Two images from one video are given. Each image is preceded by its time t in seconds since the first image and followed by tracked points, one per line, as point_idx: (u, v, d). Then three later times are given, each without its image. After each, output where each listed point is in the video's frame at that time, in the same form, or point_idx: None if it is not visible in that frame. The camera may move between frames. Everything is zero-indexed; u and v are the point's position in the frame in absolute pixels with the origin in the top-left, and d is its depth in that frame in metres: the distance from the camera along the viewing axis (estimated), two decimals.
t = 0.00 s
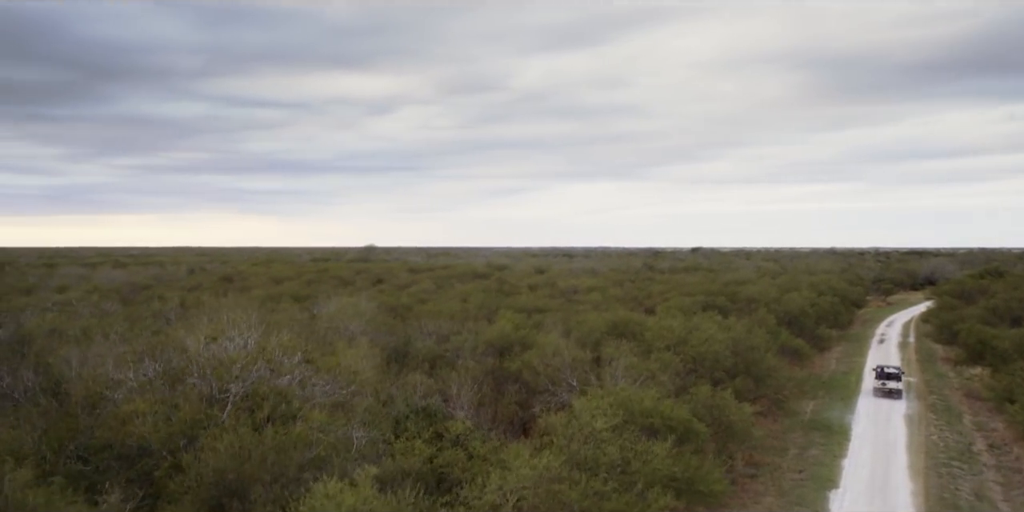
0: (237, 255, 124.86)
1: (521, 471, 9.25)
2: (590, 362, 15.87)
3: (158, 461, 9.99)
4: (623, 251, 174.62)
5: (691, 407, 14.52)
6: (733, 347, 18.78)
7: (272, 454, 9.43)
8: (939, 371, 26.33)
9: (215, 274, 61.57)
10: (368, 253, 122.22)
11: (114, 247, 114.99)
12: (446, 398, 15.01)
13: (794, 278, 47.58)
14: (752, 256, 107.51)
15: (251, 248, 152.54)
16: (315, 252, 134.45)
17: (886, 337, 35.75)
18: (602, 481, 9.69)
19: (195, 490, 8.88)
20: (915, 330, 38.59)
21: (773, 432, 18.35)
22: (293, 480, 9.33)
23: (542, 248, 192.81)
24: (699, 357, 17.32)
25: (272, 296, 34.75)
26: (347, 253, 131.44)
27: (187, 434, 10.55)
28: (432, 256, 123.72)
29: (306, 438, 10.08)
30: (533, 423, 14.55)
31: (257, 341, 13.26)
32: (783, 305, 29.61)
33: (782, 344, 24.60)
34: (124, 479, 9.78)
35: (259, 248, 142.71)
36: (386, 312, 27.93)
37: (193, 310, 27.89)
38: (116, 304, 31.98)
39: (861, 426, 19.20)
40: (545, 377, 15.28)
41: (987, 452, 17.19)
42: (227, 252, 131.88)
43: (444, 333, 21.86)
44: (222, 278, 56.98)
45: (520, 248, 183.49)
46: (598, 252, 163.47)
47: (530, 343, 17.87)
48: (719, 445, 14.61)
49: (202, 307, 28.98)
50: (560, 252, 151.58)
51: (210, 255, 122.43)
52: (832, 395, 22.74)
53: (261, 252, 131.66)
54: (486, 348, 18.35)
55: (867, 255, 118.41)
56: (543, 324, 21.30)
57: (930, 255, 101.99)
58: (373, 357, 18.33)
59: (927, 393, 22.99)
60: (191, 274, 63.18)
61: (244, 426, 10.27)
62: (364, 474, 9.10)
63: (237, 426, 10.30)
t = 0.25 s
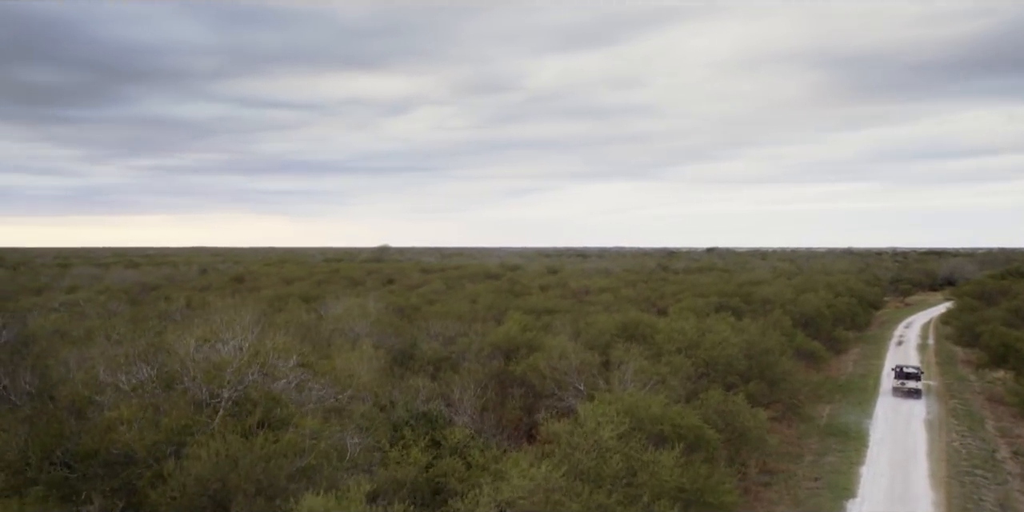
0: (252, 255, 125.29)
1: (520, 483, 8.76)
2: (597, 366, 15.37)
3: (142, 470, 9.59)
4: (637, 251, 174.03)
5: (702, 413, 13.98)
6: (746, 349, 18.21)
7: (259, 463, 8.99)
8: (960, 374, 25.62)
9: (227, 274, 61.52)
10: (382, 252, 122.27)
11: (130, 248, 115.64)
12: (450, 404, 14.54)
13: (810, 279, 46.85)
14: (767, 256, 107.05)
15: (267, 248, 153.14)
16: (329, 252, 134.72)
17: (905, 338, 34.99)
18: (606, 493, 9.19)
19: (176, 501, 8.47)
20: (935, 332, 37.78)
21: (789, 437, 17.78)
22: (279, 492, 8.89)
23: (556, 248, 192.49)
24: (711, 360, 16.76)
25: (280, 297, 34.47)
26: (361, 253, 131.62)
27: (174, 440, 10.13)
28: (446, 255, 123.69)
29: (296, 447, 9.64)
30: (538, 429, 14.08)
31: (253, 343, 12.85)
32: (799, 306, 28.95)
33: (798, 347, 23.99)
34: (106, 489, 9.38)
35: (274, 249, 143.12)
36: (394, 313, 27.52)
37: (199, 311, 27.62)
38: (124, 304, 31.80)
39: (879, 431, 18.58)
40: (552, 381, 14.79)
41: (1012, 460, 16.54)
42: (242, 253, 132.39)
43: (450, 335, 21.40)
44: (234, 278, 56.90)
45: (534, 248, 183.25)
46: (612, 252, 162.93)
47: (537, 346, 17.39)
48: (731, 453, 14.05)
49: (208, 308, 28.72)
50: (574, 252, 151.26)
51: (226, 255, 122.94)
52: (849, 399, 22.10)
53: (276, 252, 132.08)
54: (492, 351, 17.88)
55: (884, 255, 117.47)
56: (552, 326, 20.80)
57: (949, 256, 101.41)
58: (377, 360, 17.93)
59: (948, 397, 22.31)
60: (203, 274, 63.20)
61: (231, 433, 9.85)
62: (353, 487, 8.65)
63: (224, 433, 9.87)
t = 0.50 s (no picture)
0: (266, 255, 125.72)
1: (515, 496, 8.25)
2: (605, 370, 14.85)
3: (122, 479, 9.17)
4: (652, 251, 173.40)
5: (712, 419, 13.42)
6: (759, 353, 17.61)
7: (242, 473, 8.52)
8: (981, 377, 24.89)
9: (238, 275, 61.41)
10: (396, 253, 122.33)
11: (146, 250, 116.56)
12: (451, 409, 14.05)
13: (826, 279, 46.10)
14: (782, 256, 106.77)
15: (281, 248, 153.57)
16: (344, 252, 134.96)
17: (923, 340, 34.23)
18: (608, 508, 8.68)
19: None
20: (955, 333, 36.97)
21: (804, 443, 17.18)
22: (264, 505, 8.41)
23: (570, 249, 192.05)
24: (722, 364, 16.20)
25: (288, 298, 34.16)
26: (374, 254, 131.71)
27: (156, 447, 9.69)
28: (460, 256, 123.64)
29: (283, 456, 9.18)
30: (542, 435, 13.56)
31: (246, 346, 12.42)
32: (815, 307, 28.27)
33: (813, 350, 23.35)
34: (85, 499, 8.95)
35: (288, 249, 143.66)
36: (400, 314, 27.08)
37: (203, 312, 27.32)
38: (130, 304, 31.59)
39: (898, 437, 17.94)
40: (557, 385, 14.29)
41: None
42: (257, 252, 132.81)
43: (456, 338, 20.94)
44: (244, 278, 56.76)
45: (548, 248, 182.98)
46: (626, 252, 162.27)
47: (543, 348, 16.88)
48: (743, 461, 13.48)
49: (214, 309, 28.43)
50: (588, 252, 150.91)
51: (240, 255, 123.33)
52: (866, 403, 21.45)
53: (289, 253, 132.25)
54: (497, 354, 17.38)
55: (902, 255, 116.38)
56: (559, 327, 20.28)
57: (968, 255, 100.76)
58: (378, 364, 17.47)
59: (969, 401, 21.62)
60: (215, 274, 63.15)
61: (215, 439, 9.41)
62: (340, 500, 8.17)
63: (208, 439, 9.42)
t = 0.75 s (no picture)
0: (280, 255, 126.05)
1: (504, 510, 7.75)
2: (608, 374, 14.33)
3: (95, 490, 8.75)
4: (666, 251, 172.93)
5: (720, 426, 12.87)
6: (770, 355, 17.00)
7: (218, 484, 8.08)
8: (1001, 381, 24.16)
9: (248, 275, 61.30)
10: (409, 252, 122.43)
11: (161, 250, 117.24)
12: (448, 416, 13.56)
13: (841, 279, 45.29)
14: (798, 256, 105.84)
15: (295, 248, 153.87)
16: (357, 252, 135.18)
17: (941, 342, 33.48)
18: None
19: None
20: (973, 335, 36.17)
21: (817, 449, 16.59)
22: None
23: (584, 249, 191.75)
24: (731, 367, 15.63)
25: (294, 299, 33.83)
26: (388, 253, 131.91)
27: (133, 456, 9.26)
28: (473, 256, 123.56)
29: (263, 468, 8.74)
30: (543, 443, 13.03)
31: (235, 349, 11.99)
32: (829, 309, 27.61)
33: (826, 352, 22.72)
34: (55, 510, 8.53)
35: (302, 249, 144.10)
36: (404, 316, 26.66)
37: (207, 313, 27.01)
38: (136, 304, 31.39)
39: (915, 443, 17.31)
40: (559, 389, 13.76)
41: None
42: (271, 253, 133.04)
43: (459, 339, 20.47)
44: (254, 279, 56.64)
45: (562, 248, 182.76)
46: (639, 252, 163.10)
47: (546, 350, 16.34)
48: (752, 469, 12.91)
49: (218, 310, 28.11)
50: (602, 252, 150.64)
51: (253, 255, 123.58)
52: (882, 407, 20.81)
53: (303, 252, 132.62)
54: (499, 357, 16.86)
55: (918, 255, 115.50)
56: (565, 329, 19.76)
57: (985, 255, 100.02)
58: (378, 368, 17.01)
59: (989, 405, 20.93)
60: (225, 275, 63.06)
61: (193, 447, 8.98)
62: None
63: (186, 446, 8.99)
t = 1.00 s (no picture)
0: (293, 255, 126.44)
1: None
2: (611, 378, 13.83)
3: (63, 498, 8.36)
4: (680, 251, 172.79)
5: (725, 433, 12.36)
6: (780, 359, 16.45)
7: (188, 495, 7.67)
8: (1020, 384, 23.47)
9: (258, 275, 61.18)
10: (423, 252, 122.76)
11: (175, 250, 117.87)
12: (444, 423, 13.12)
13: (855, 280, 44.52)
14: (813, 256, 105.78)
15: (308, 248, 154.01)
16: (371, 252, 135.55)
17: (958, 344, 32.78)
18: None
19: None
20: (991, 337, 35.44)
21: (828, 456, 16.02)
22: None
23: (598, 249, 191.73)
24: (739, 371, 15.09)
25: (300, 299, 33.51)
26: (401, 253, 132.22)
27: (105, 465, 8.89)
28: (486, 255, 123.71)
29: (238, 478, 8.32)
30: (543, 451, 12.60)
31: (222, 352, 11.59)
32: (842, 310, 26.97)
33: (839, 355, 22.09)
34: None
35: (315, 249, 144.57)
36: (408, 317, 26.24)
37: (209, 315, 26.69)
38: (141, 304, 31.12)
39: (931, 449, 16.69)
40: (559, 395, 13.33)
41: None
42: (284, 253, 133.02)
43: (461, 341, 20.00)
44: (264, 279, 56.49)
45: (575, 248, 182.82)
46: (653, 251, 162.97)
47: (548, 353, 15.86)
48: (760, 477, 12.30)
49: (221, 311, 27.77)
50: (615, 252, 150.73)
51: (266, 255, 123.62)
52: (897, 412, 20.19)
53: (316, 252, 133.07)
54: (501, 360, 16.39)
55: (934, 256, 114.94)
56: (569, 331, 19.27)
57: (1000, 255, 99.75)
58: (376, 373, 16.59)
59: (1008, 410, 20.26)
60: (235, 275, 62.97)
61: (167, 455, 8.58)
62: None
63: (160, 453, 8.59)
